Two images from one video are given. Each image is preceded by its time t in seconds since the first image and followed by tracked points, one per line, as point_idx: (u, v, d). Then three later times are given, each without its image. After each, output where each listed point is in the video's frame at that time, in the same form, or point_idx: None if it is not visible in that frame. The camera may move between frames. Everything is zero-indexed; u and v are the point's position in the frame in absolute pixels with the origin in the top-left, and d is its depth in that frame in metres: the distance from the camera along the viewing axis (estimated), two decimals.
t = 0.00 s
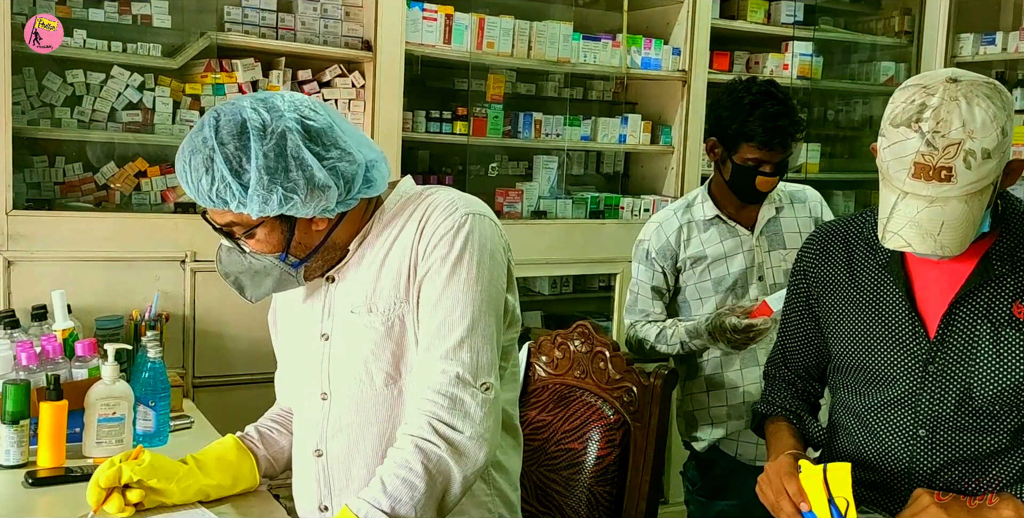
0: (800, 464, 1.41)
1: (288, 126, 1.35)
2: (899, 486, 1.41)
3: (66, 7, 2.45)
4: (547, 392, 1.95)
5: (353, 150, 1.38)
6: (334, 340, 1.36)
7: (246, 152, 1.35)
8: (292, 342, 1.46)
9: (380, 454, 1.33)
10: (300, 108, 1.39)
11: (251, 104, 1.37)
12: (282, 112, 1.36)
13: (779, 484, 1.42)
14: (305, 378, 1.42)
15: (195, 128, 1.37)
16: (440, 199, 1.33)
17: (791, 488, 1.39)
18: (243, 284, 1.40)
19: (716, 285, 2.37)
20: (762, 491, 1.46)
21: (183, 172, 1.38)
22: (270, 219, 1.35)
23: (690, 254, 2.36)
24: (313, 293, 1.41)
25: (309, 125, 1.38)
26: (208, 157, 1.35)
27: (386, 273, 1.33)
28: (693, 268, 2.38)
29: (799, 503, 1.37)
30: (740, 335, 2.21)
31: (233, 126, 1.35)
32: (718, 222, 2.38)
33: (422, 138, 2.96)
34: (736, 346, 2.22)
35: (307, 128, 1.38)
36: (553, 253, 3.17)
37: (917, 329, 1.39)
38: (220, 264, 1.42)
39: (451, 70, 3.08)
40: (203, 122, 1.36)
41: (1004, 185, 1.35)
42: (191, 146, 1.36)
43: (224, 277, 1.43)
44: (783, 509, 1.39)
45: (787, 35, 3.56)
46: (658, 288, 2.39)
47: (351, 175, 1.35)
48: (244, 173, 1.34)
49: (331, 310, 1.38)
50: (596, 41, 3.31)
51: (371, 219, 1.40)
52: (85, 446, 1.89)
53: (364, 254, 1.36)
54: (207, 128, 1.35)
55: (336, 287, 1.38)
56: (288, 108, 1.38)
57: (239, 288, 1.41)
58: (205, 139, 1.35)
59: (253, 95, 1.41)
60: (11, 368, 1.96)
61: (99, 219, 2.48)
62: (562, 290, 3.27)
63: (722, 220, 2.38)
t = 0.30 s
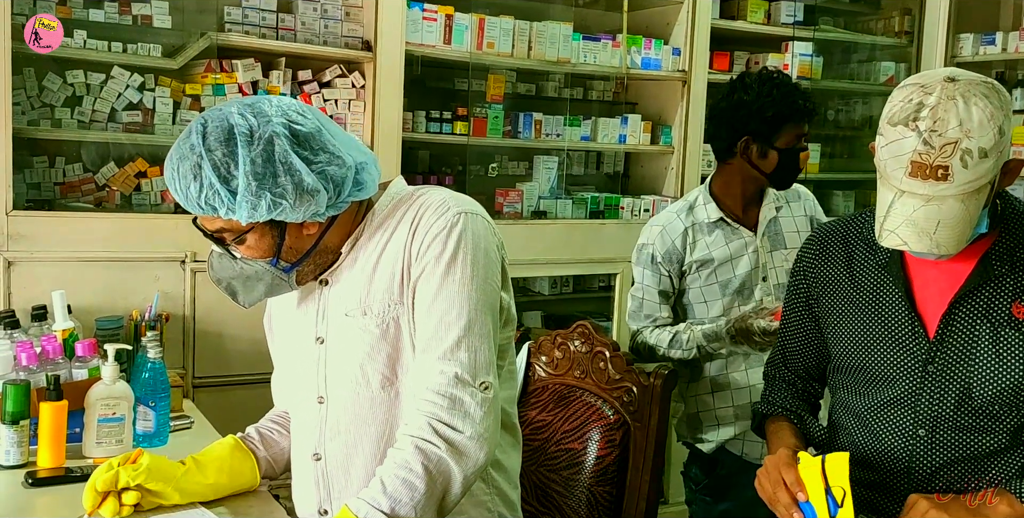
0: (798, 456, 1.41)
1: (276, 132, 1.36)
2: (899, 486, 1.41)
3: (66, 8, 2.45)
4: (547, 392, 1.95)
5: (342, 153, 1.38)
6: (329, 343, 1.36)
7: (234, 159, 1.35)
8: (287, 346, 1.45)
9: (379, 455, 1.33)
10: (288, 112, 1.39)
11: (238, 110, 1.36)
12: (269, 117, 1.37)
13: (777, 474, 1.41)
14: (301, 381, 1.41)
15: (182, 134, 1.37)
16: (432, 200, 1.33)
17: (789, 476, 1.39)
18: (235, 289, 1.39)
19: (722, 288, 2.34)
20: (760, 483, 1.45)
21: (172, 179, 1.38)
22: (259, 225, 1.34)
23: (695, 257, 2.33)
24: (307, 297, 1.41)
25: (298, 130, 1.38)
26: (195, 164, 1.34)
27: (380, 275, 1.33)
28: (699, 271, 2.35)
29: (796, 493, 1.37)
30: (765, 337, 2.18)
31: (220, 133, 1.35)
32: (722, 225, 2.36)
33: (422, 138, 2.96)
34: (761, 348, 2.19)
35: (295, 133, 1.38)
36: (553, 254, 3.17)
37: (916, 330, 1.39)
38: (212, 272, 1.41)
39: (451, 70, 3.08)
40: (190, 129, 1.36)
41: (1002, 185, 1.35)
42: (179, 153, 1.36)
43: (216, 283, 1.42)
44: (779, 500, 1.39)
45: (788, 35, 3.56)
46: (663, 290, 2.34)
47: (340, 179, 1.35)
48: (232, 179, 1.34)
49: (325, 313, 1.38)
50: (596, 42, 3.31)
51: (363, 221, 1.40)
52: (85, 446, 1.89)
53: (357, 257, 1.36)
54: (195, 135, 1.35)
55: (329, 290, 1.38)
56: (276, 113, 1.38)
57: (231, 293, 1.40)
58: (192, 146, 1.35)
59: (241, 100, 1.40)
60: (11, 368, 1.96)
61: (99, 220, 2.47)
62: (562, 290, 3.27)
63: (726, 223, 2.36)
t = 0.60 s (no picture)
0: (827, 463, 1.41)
1: (275, 130, 1.35)
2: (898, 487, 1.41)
3: (65, 8, 2.45)
4: (546, 392, 1.95)
5: (341, 151, 1.39)
6: (328, 343, 1.36)
7: (233, 158, 1.35)
8: (286, 345, 1.46)
9: (378, 455, 1.33)
10: (286, 110, 1.39)
11: (237, 109, 1.36)
12: (268, 116, 1.36)
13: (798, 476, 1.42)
14: (300, 381, 1.41)
15: (180, 135, 1.37)
16: (432, 200, 1.33)
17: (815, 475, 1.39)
18: (236, 289, 1.39)
19: (740, 292, 2.34)
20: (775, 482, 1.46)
21: (171, 180, 1.38)
22: (259, 224, 1.34)
23: (715, 262, 2.31)
24: (306, 297, 1.41)
25: (296, 128, 1.38)
26: (195, 164, 1.34)
27: (379, 275, 1.33)
28: (718, 276, 2.33)
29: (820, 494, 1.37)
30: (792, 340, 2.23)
31: (218, 132, 1.35)
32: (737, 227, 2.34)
33: (421, 138, 2.96)
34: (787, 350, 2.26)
35: (293, 131, 1.38)
36: (553, 254, 3.17)
37: (913, 330, 1.39)
38: (212, 272, 1.41)
39: (450, 71, 3.09)
40: (189, 129, 1.36)
41: (995, 184, 1.35)
42: (177, 153, 1.36)
43: (217, 283, 1.42)
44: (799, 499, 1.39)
45: (787, 36, 3.49)
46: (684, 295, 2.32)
47: (339, 177, 1.35)
48: (231, 179, 1.33)
49: (324, 313, 1.38)
50: (595, 42, 3.31)
51: (362, 220, 1.40)
52: (84, 446, 1.89)
53: (356, 257, 1.36)
54: (193, 135, 1.35)
55: (329, 290, 1.38)
56: (274, 112, 1.38)
57: (232, 293, 1.40)
58: (191, 146, 1.35)
59: (239, 100, 1.40)
60: (10, 369, 1.96)
61: (98, 220, 2.48)
62: (561, 291, 3.28)
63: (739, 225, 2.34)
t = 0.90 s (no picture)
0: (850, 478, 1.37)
1: (282, 127, 1.36)
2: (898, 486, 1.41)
3: (65, 8, 2.45)
4: (546, 392, 1.96)
5: (347, 150, 1.38)
6: (332, 341, 1.36)
7: (239, 155, 1.35)
8: (289, 343, 1.46)
9: (379, 455, 1.33)
10: (293, 108, 1.40)
11: (244, 106, 1.37)
12: (275, 113, 1.37)
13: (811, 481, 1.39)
14: (303, 379, 1.42)
15: (186, 131, 1.37)
16: (436, 200, 1.33)
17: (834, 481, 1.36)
18: (240, 287, 1.40)
19: (764, 289, 2.34)
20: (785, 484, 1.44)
21: (176, 176, 1.37)
22: (265, 222, 1.35)
23: (740, 257, 2.31)
24: (310, 295, 1.41)
25: (302, 126, 1.38)
26: (201, 160, 1.34)
27: (383, 275, 1.33)
28: (743, 271, 2.32)
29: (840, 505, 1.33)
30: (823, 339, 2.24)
31: (225, 129, 1.34)
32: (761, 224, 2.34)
33: (421, 138, 2.96)
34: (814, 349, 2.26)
35: (300, 129, 1.38)
36: (553, 254, 3.17)
37: (913, 330, 1.39)
38: (217, 268, 1.42)
39: (451, 70, 3.09)
40: (195, 125, 1.36)
41: (992, 183, 1.35)
42: (183, 149, 1.36)
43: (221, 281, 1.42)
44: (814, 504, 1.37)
45: (787, 34, 3.52)
46: (712, 288, 2.30)
47: (345, 175, 1.35)
48: (238, 176, 1.34)
49: (329, 312, 1.38)
50: (595, 41, 3.31)
51: (368, 219, 1.41)
52: (85, 446, 1.89)
53: (361, 255, 1.36)
54: (200, 132, 1.35)
55: (333, 288, 1.38)
56: (281, 109, 1.38)
57: (235, 290, 1.41)
58: (197, 143, 1.35)
59: (245, 97, 1.40)
60: (11, 368, 1.96)
61: (98, 220, 2.48)
62: (561, 290, 3.28)
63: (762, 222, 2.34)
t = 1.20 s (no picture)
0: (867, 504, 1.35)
1: (283, 123, 1.36)
2: (899, 485, 1.41)
3: (65, 7, 2.45)
4: (546, 391, 1.96)
5: (348, 148, 1.38)
6: (332, 340, 1.36)
7: (240, 150, 1.35)
8: (290, 342, 1.46)
9: (379, 454, 1.33)
10: (295, 105, 1.40)
11: (246, 101, 1.37)
12: (277, 110, 1.37)
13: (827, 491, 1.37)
14: (303, 378, 1.42)
15: (189, 125, 1.37)
16: (437, 199, 1.33)
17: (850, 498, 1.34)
18: (237, 283, 1.40)
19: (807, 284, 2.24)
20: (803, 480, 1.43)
21: (176, 169, 1.37)
22: (264, 217, 1.34)
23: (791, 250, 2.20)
24: (310, 294, 1.42)
25: (304, 123, 1.38)
26: (202, 154, 1.34)
27: (384, 273, 1.33)
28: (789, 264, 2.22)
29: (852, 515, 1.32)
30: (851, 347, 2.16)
31: (227, 124, 1.35)
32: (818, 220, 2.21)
33: (421, 136, 2.96)
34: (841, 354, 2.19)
35: (302, 126, 1.38)
36: (552, 253, 3.17)
37: (914, 328, 1.39)
38: (215, 264, 1.42)
39: (451, 69, 3.08)
40: (198, 119, 1.37)
41: (993, 181, 1.37)
42: (184, 143, 1.36)
43: (220, 276, 1.42)
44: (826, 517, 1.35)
45: (787, 34, 3.57)
46: (760, 274, 2.22)
47: (346, 173, 1.35)
48: (238, 171, 1.34)
49: (329, 310, 1.38)
50: (595, 40, 3.29)
51: (367, 217, 1.40)
52: (85, 444, 1.89)
53: (362, 254, 1.36)
54: (202, 126, 1.35)
55: (333, 286, 1.38)
56: (284, 106, 1.38)
57: (234, 287, 1.41)
58: (199, 137, 1.35)
59: (249, 93, 1.41)
60: (11, 366, 1.96)
61: (98, 219, 2.48)
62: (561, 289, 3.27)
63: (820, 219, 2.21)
